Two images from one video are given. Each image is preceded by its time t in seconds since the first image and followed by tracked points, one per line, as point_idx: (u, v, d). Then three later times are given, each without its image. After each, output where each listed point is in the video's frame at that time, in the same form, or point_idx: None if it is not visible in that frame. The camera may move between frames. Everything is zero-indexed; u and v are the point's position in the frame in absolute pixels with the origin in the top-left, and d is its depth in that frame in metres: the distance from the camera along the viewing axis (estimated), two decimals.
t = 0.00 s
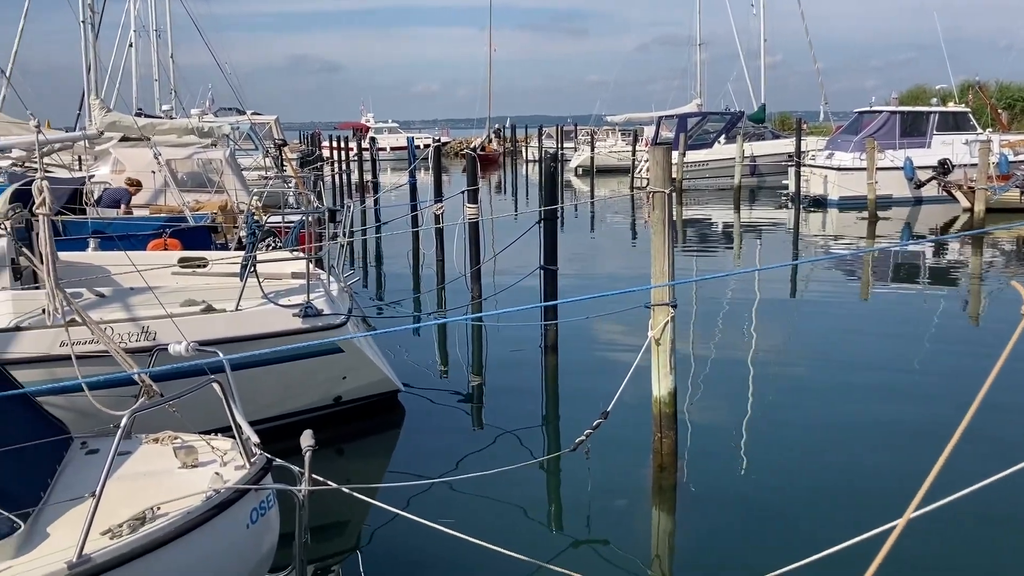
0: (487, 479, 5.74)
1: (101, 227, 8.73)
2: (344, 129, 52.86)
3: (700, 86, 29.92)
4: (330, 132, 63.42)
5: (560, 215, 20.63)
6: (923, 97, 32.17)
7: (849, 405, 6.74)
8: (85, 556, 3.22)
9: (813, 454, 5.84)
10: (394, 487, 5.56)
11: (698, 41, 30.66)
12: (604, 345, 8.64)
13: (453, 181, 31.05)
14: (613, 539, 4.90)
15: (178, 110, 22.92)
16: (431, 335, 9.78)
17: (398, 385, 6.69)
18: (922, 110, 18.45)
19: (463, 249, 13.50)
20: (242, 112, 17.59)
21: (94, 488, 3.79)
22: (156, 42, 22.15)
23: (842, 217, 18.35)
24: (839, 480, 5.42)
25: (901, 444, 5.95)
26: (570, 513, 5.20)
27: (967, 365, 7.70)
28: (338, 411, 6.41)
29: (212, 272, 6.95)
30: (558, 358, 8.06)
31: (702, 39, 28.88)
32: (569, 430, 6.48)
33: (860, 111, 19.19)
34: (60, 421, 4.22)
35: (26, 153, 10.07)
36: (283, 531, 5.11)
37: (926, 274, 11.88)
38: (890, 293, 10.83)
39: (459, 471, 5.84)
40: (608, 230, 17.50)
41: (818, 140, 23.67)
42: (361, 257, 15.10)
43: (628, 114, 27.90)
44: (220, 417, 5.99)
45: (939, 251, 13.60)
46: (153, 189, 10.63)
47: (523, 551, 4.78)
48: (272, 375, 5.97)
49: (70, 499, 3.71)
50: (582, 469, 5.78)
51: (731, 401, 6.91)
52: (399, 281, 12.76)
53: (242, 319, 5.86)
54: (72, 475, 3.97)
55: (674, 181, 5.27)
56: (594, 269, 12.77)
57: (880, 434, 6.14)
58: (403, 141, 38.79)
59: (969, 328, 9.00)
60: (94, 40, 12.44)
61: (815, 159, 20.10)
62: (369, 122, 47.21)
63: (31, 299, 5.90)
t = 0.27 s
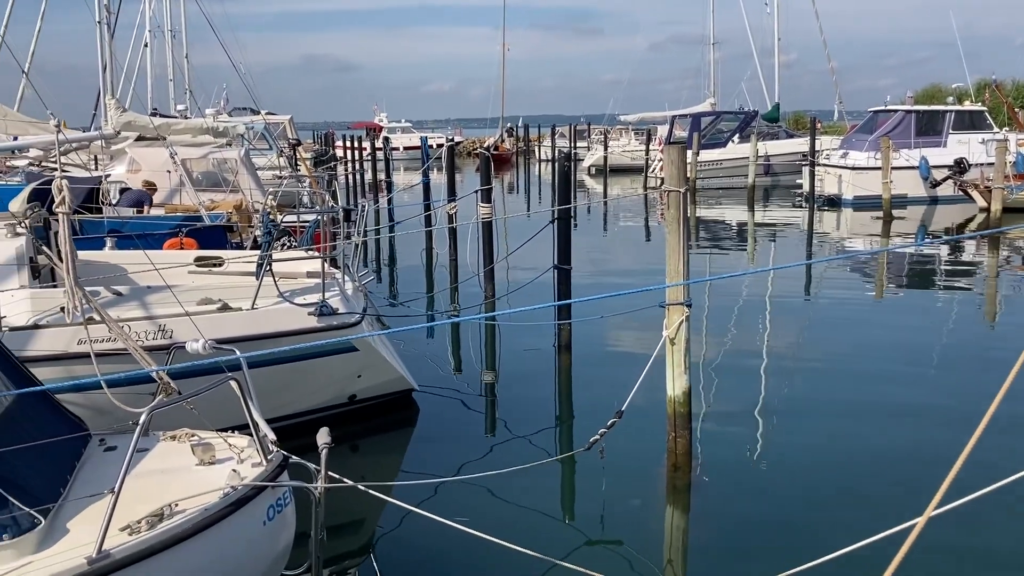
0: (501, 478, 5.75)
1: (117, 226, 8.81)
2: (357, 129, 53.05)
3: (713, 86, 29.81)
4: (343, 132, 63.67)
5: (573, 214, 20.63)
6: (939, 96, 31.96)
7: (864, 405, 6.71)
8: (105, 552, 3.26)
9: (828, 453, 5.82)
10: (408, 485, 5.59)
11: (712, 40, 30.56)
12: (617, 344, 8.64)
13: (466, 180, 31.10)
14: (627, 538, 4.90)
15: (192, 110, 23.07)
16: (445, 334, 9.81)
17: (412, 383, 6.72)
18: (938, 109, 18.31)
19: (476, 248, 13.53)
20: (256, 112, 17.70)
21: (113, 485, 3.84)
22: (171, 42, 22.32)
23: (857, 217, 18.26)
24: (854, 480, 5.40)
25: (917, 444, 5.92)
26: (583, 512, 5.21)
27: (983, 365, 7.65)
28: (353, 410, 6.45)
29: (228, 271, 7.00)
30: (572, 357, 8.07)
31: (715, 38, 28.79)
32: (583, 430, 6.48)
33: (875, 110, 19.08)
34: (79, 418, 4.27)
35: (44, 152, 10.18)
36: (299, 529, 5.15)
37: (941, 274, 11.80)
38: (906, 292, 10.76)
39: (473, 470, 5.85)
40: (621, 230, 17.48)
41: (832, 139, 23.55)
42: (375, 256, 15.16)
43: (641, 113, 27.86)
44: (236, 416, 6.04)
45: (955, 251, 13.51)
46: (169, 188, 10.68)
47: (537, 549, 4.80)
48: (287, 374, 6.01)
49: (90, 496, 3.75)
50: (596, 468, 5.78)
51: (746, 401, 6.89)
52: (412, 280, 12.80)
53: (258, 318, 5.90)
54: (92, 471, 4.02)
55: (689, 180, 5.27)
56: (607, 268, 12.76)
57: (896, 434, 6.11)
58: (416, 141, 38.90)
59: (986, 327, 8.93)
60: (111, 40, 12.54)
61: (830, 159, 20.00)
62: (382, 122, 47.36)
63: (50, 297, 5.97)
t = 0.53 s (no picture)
0: (509, 477, 5.74)
1: (128, 225, 8.84)
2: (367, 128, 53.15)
3: (723, 85, 29.72)
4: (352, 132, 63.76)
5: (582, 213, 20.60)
6: (950, 95, 31.78)
7: (875, 406, 6.67)
8: (114, 550, 3.26)
9: (838, 454, 5.79)
10: (416, 485, 5.58)
11: (721, 40, 30.48)
12: (626, 344, 8.61)
13: (474, 180, 31.11)
14: (636, 539, 4.88)
15: (203, 110, 23.15)
16: (454, 334, 9.80)
17: (421, 383, 6.72)
18: (949, 108, 18.20)
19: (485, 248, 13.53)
20: (266, 111, 17.75)
21: (122, 484, 3.84)
22: (181, 42, 22.41)
23: (867, 216, 18.17)
24: (866, 481, 5.36)
25: (928, 445, 5.88)
26: (591, 513, 5.19)
27: (995, 366, 7.59)
28: (361, 409, 6.44)
29: (237, 271, 7.01)
30: (581, 357, 8.05)
31: (725, 38, 28.70)
32: (591, 430, 6.46)
33: (886, 109, 18.98)
34: (88, 417, 4.28)
35: (55, 151, 10.22)
36: (308, 528, 5.15)
37: (952, 274, 11.72)
38: (917, 293, 10.69)
39: (481, 470, 5.84)
40: (630, 229, 17.45)
41: (843, 138, 23.44)
42: (383, 255, 15.18)
43: (651, 112, 27.80)
44: (245, 415, 6.04)
45: (966, 251, 13.42)
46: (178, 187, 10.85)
47: (545, 549, 4.78)
48: (296, 373, 6.02)
49: (99, 494, 3.76)
50: (605, 469, 5.76)
51: (756, 401, 6.85)
52: (421, 280, 12.80)
53: (267, 318, 5.91)
54: (101, 470, 4.02)
55: (698, 179, 5.23)
56: (616, 268, 12.73)
57: (907, 435, 6.06)
58: (425, 140, 38.94)
59: (998, 328, 8.86)
60: (121, 40, 12.59)
61: (840, 158, 19.91)
62: (391, 121, 47.42)
63: (60, 296, 5.99)
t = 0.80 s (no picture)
0: (515, 477, 5.73)
1: (135, 225, 8.87)
2: (373, 129, 53.30)
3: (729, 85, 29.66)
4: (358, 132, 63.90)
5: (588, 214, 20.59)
6: (957, 95, 31.67)
7: (883, 406, 6.64)
8: (120, 550, 3.26)
9: (845, 454, 5.76)
10: (422, 485, 5.57)
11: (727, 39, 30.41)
12: (632, 344, 8.60)
13: (480, 180, 31.12)
14: (642, 539, 4.87)
15: (209, 110, 23.22)
16: (459, 334, 9.80)
17: (427, 383, 6.71)
18: (956, 108, 18.11)
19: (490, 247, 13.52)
20: (272, 111, 17.78)
21: (128, 484, 3.85)
22: (188, 42, 22.48)
23: (874, 217, 18.11)
24: (873, 481, 5.34)
25: (935, 446, 5.85)
26: (597, 513, 5.18)
27: (1003, 366, 7.55)
28: (367, 409, 6.44)
29: (243, 270, 7.03)
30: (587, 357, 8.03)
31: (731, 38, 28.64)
32: (597, 430, 6.45)
33: (893, 109, 18.91)
34: (94, 417, 4.29)
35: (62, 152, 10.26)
36: (313, 528, 5.15)
37: (959, 275, 11.67)
38: (924, 293, 10.65)
39: (487, 470, 5.83)
40: (636, 230, 17.41)
41: (849, 138, 23.37)
42: (389, 255, 15.19)
43: (657, 113, 27.77)
44: (251, 414, 6.05)
45: (973, 251, 13.35)
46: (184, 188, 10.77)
47: (551, 550, 4.77)
48: (302, 373, 6.02)
49: (105, 494, 3.77)
50: (611, 470, 5.75)
51: (763, 401, 6.83)
52: (426, 280, 12.81)
53: (272, 317, 5.91)
54: (107, 469, 4.03)
55: (705, 179, 5.21)
56: (621, 268, 12.71)
57: (915, 436, 6.03)
58: (431, 140, 38.97)
59: (1006, 328, 8.82)
60: (128, 41, 12.62)
61: (846, 158, 19.84)
62: (397, 121, 47.48)
63: (66, 296, 6.00)
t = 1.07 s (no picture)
0: (518, 479, 5.73)
1: (139, 226, 8.88)
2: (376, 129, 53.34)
3: (732, 85, 29.64)
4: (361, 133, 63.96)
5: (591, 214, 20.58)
6: (961, 95, 31.62)
7: (887, 407, 6.62)
8: (123, 552, 3.27)
9: (850, 455, 5.75)
10: (425, 487, 5.57)
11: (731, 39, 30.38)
12: (636, 346, 8.60)
13: (484, 181, 31.13)
14: (646, 540, 4.86)
15: (213, 111, 23.27)
16: (463, 335, 9.81)
17: (430, 384, 6.72)
18: (960, 108, 18.07)
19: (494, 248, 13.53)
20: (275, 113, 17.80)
21: (132, 485, 3.85)
22: (191, 43, 22.53)
23: (878, 217, 18.08)
24: (878, 482, 5.33)
25: (940, 446, 5.83)
26: (600, 515, 5.17)
27: (1008, 367, 7.52)
28: (371, 410, 6.45)
29: (247, 272, 7.04)
30: (590, 357, 8.03)
31: (734, 39, 28.63)
32: (601, 431, 6.44)
33: (897, 109, 18.87)
34: (98, 419, 4.30)
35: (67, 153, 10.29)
36: (317, 529, 5.15)
37: (963, 275, 11.64)
38: (928, 294, 10.63)
39: (491, 471, 5.83)
40: (639, 230, 17.41)
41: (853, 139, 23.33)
42: (393, 256, 15.21)
43: (660, 113, 27.77)
44: (255, 416, 6.06)
45: (978, 252, 13.32)
46: (188, 189, 10.96)
47: (554, 551, 4.77)
48: (305, 374, 6.02)
49: (109, 496, 3.77)
50: (614, 471, 5.74)
51: (767, 402, 6.82)
52: (430, 280, 12.82)
53: (276, 319, 5.92)
54: (110, 471, 4.04)
55: (708, 180, 5.20)
56: (625, 269, 12.70)
57: (920, 437, 6.01)
58: (434, 141, 39.01)
59: (1011, 329, 8.80)
60: (132, 42, 12.65)
61: (850, 159, 19.81)
62: (400, 122, 47.50)
63: (71, 297, 6.01)
